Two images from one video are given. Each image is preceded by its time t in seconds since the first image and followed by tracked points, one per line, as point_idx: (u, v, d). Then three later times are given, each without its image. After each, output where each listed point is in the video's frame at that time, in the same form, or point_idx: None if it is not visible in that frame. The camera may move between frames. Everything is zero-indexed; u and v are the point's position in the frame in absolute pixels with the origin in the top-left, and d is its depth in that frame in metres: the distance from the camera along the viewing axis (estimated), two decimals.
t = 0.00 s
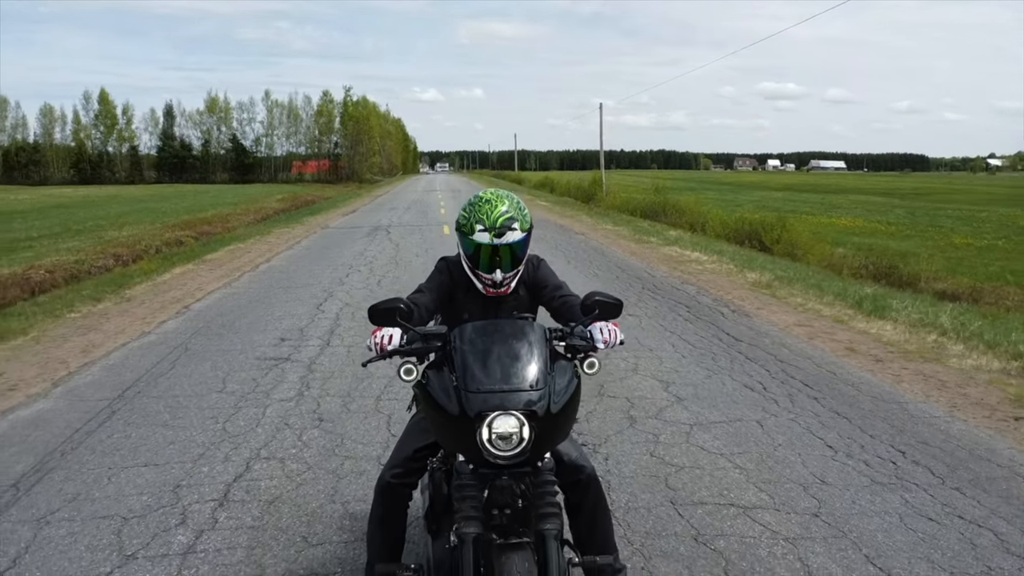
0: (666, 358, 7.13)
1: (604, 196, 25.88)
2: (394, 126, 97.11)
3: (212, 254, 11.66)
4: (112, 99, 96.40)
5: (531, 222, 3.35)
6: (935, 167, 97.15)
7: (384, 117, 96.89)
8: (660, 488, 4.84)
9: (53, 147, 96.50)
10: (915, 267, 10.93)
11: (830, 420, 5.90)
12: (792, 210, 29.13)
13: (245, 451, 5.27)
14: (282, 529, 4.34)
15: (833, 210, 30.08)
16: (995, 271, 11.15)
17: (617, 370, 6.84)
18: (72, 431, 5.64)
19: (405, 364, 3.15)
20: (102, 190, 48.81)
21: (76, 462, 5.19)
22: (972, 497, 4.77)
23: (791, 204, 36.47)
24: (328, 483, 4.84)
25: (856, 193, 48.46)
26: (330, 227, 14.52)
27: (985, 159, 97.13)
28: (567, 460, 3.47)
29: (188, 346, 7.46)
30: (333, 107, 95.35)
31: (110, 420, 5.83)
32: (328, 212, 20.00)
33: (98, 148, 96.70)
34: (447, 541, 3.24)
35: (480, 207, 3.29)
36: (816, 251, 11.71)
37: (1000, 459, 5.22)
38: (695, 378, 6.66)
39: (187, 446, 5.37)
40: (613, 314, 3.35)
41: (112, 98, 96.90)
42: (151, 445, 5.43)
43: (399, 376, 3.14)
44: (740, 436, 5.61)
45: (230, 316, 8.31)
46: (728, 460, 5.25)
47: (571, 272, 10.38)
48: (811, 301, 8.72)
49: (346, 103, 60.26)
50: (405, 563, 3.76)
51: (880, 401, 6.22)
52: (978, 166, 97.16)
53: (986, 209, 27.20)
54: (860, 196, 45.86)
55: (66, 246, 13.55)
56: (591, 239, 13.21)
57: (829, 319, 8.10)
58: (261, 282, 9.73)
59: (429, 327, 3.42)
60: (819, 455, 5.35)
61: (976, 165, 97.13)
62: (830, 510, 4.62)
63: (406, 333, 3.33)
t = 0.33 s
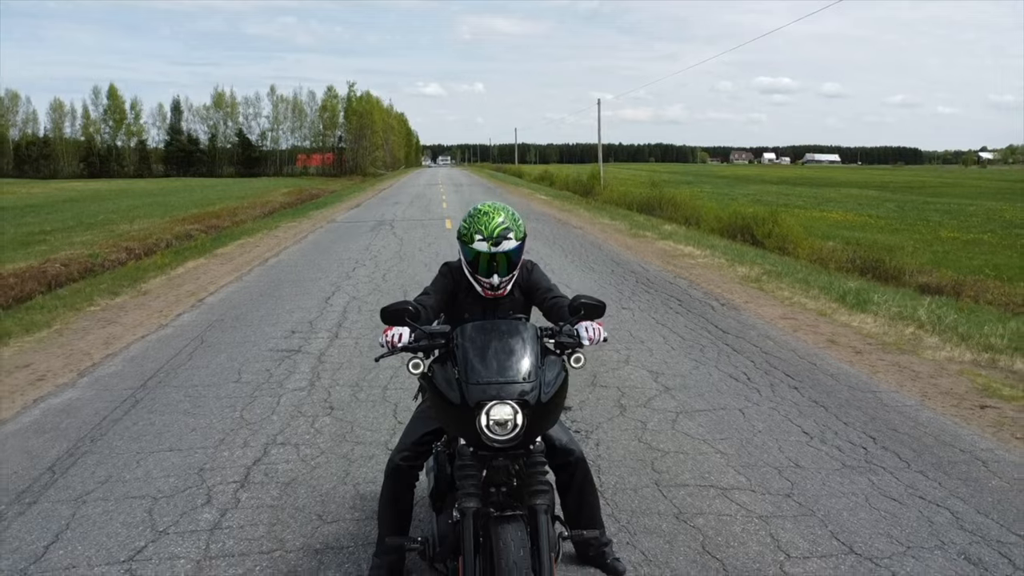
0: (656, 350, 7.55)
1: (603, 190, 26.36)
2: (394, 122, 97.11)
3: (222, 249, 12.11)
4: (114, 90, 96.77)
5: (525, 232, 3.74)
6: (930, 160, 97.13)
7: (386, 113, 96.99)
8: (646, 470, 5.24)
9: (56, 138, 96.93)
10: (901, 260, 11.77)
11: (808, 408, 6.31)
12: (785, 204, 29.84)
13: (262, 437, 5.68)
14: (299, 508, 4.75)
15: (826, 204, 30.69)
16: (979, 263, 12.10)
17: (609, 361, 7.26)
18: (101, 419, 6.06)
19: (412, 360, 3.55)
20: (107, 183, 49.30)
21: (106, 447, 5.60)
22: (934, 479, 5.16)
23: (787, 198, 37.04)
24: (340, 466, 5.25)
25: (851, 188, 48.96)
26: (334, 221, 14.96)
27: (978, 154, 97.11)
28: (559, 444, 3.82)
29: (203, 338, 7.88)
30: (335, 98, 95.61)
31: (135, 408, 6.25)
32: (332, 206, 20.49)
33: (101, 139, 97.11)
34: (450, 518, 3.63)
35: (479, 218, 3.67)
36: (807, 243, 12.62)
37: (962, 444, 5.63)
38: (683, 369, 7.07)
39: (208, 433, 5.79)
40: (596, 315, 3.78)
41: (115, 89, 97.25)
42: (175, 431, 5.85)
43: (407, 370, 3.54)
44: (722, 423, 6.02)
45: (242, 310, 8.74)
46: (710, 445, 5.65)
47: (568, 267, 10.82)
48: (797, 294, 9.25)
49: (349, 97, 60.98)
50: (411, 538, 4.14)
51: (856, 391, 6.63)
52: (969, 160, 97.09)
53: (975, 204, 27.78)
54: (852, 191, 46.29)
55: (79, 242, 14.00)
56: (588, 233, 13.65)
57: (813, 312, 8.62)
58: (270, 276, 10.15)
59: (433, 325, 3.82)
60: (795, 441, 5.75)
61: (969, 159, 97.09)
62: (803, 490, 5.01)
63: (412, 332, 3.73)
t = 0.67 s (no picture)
0: (649, 342, 8.02)
1: (602, 184, 26.90)
2: (399, 117, 97.12)
3: (234, 244, 12.59)
4: (122, 82, 96.67)
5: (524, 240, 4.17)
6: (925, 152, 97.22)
7: (390, 110, 96.73)
8: (636, 454, 5.68)
9: (66, 132, 96.97)
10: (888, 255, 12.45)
11: (790, 397, 6.75)
12: (778, 199, 30.40)
13: (281, 423, 6.13)
14: (318, 488, 5.20)
15: (818, 198, 31.19)
16: (965, 257, 13.02)
17: (604, 352, 7.72)
18: (130, 406, 6.52)
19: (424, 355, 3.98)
20: (118, 179, 49.58)
21: (137, 433, 6.05)
22: (902, 462, 5.58)
23: (785, 192, 37.64)
24: (355, 450, 5.70)
25: (844, 182, 49.95)
26: (342, 216, 15.43)
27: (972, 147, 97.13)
28: (557, 428, 4.23)
29: (221, 330, 8.34)
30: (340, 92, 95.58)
31: (161, 397, 6.70)
32: (338, 200, 20.97)
33: (110, 133, 97.11)
34: (457, 494, 4.07)
35: (483, 228, 4.10)
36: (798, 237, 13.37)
37: (931, 430, 6.07)
38: (674, 359, 7.52)
39: (230, 419, 6.24)
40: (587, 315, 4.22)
41: (120, 82, 97.10)
42: (200, 418, 6.30)
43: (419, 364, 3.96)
44: (708, 411, 6.46)
45: (257, 304, 9.20)
46: (696, 432, 6.08)
47: (567, 262, 11.29)
48: (785, 289, 9.87)
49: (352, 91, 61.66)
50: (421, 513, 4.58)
51: (835, 381, 7.09)
52: (964, 153, 97.14)
53: (963, 199, 28.19)
54: (846, 185, 47.02)
55: (91, 240, 14.47)
56: (587, 228, 14.13)
57: (801, 307, 9.17)
58: (281, 271, 10.62)
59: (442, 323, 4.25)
60: (776, 427, 6.19)
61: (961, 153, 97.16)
62: (779, 473, 5.44)
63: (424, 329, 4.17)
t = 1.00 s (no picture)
0: (644, 330, 8.52)
1: (602, 174, 27.46)
2: (404, 109, 97.11)
3: (248, 237, 13.12)
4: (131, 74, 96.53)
5: (526, 243, 4.64)
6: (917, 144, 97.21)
7: (394, 102, 96.67)
8: (629, 434, 6.18)
9: (77, 124, 97.04)
10: (877, 247, 13.05)
11: (774, 382, 7.23)
12: (773, 188, 31.00)
13: (302, 407, 6.63)
14: (338, 465, 5.69)
15: (809, 189, 31.66)
16: (954, 248, 13.89)
17: (602, 340, 8.21)
18: (160, 391, 7.01)
19: (437, 346, 4.46)
20: (124, 169, 50.29)
21: (168, 415, 6.54)
22: (874, 442, 6.07)
23: (779, 182, 38.25)
24: (371, 431, 6.20)
25: (843, 171, 50.48)
26: (350, 207, 15.93)
27: (967, 136, 97.13)
28: (556, 410, 4.70)
29: (240, 319, 8.84)
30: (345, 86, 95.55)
31: (189, 382, 7.20)
32: (346, 190, 21.49)
33: (122, 125, 97.08)
34: (467, 468, 4.55)
35: (490, 231, 4.57)
36: (791, 228, 14.05)
37: (903, 413, 6.55)
38: (667, 347, 8.01)
39: (255, 403, 6.74)
40: (583, 310, 4.70)
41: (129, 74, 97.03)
42: (226, 402, 6.79)
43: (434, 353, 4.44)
44: (697, 395, 6.95)
45: (272, 294, 9.71)
46: (685, 414, 6.57)
47: (568, 253, 11.79)
48: (775, 280, 10.43)
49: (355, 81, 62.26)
50: (434, 486, 5.06)
51: (818, 367, 7.58)
52: (960, 142, 97.15)
53: (950, 191, 28.62)
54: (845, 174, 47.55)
55: (107, 233, 15.15)
56: (587, 219, 14.65)
57: (789, 297, 9.70)
58: (294, 263, 11.13)
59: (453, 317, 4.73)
60: (759, 410, 6.68)
61: (954, 143, 97.13)
62: (760, 452, 5.92)
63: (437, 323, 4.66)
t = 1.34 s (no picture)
0: (638, 320, 9.04)
1: (602, 167, 27.98)
2: (407, 100, 97.23)
3: (260, 230, 13.66)
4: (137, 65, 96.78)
5: (526, 244, 5.15)
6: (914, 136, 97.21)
7: (399, 94, 96.84)
8: (622, 417, 6.70)
9: (88, 117, 97.02)
10: (866, 240, 13.60)
11: (759, 369, 7.75)
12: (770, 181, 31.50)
13: (319, 392, 7.16)
14: (355, 445, 6.23)
15: (803, 182, 32.10)
16: (940, 240, 14.54)
17: (598, 330, 8.74)
18: (187, 378, 7.54)
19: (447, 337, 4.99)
20: (130, 161, 50.91)
21: (196, 400, 7.08)
22: (847, 425, 6.59)
23: (776, 175, 38.77)
24: (384, 414, 6.73)
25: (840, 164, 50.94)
26: (357, 201, 16.45)
27: (963, 128, 97.10)
28: (553, 394, 5.21)
29: (257, 310, 9.37)
30: (351, 79, 95.75)
31: (213, 369, 7.73)
32: (353, 184, 21.96)
33: (131, 118, 97.11)
34: (474, 446, 5.08)
35: (493, 234, 5.08)
36: (784, 221, 14.59)
37: (876, 398, 7.08)
38: (660, 336, 8.54)
39: (275, 388, 7.27)
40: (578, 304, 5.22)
41: (140, 68, 97.12)
42: (248, 387, 7.32)
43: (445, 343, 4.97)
44: (686, 381, 7.47)
45: (287, 286, 10.24)
46: (674, 399, 7.09)
47: (568, 246, 12.32)
48: (765, 271, 10.96)
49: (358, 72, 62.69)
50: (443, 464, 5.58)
51: (800, 355, 8.10)
52: (954, 134, 97.12)
53: (940, 184, 29.06)
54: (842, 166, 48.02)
55: (122, 225, 15.70)
56: (587, 212, 15.18)
57: (778, 288, 10.23)
58: (306, 256, 11.66)
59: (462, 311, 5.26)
60: (743, 395, 7.20)
61: (950, 134, 97.14)
62: (742, 433, 6.45)
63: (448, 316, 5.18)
